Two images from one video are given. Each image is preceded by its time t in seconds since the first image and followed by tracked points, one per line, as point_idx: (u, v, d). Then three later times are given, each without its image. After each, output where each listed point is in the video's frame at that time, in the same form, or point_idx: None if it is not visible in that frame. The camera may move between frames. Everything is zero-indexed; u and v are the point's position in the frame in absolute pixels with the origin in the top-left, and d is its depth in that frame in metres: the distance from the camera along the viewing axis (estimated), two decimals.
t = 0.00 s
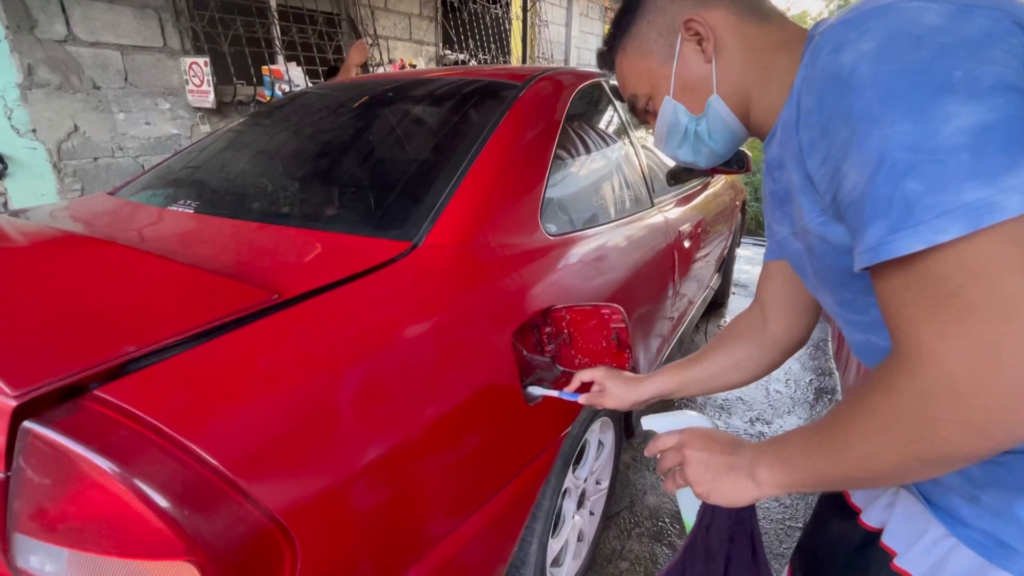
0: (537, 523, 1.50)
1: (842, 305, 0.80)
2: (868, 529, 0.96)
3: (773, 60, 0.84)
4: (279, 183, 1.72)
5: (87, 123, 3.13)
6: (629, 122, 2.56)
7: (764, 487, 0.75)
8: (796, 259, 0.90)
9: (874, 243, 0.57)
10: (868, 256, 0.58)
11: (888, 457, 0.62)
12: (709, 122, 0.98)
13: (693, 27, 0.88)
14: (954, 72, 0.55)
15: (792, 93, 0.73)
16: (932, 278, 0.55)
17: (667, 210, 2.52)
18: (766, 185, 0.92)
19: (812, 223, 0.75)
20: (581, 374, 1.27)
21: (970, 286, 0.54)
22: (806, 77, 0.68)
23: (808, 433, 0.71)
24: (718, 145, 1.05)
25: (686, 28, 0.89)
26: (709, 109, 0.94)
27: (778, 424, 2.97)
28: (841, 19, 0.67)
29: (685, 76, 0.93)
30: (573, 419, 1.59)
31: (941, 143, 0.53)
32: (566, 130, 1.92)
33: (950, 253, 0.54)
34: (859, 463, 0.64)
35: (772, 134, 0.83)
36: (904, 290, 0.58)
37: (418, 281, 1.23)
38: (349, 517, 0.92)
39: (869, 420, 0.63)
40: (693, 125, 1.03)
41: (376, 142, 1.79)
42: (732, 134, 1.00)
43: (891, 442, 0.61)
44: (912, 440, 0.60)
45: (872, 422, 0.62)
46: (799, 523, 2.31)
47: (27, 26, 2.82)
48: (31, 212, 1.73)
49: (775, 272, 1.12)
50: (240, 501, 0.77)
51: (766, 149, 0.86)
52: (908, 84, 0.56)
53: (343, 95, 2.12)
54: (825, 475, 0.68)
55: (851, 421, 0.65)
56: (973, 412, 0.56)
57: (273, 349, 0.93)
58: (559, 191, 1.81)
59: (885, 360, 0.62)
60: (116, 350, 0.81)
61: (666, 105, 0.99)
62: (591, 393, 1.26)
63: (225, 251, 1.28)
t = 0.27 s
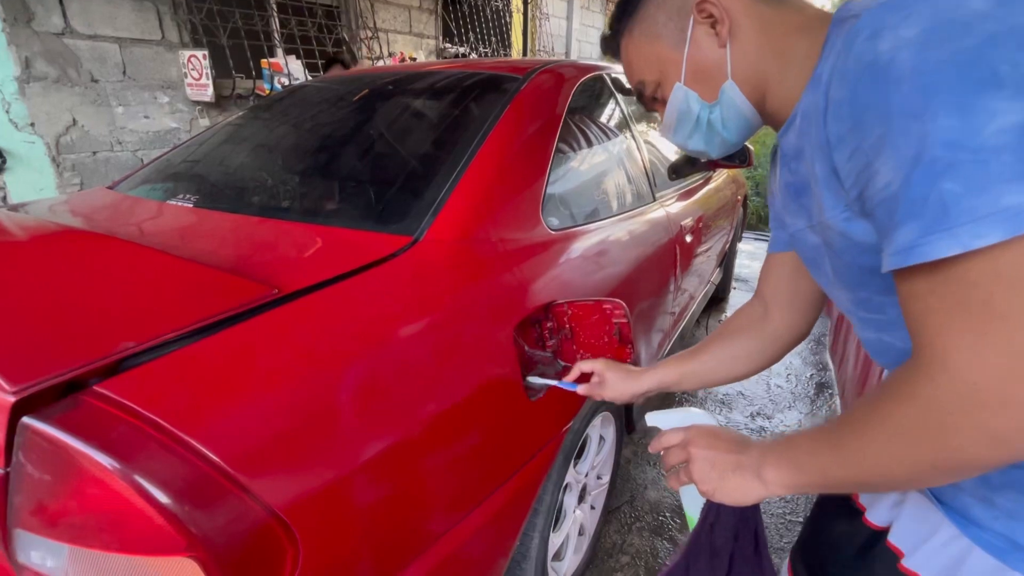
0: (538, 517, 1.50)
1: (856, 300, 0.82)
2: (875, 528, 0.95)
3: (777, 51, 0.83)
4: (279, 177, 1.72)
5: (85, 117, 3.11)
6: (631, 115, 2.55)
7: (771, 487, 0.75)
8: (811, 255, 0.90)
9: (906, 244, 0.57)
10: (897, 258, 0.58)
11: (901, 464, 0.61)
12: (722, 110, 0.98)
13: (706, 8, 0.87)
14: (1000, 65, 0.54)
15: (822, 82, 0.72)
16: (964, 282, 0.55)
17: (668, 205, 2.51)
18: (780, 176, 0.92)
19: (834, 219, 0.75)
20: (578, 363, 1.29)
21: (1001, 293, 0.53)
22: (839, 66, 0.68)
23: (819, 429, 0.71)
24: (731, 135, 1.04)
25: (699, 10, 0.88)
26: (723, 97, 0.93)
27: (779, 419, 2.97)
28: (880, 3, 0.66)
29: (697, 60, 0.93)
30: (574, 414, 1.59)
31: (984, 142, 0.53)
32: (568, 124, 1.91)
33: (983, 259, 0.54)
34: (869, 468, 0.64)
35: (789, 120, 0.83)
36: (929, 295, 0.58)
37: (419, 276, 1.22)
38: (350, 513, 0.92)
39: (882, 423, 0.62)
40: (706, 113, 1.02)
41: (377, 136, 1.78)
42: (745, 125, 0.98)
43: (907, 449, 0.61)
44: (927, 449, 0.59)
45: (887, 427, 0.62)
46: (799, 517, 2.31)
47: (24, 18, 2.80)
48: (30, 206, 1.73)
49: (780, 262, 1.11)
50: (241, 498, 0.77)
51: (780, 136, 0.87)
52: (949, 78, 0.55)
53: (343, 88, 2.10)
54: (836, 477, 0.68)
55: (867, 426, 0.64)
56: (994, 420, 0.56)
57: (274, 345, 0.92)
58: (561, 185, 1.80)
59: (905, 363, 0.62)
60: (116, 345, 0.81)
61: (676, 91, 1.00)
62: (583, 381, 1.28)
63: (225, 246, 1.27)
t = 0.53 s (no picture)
0: (544, 513, 1.49)
1: (881, 299, 0.81)
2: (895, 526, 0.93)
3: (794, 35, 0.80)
4: (280, 169, 1.69)
5: (84, 110, 3.09)
6: (636, 108, 2.52)
7: (797, 493, 0.74)
8: (834, 250, 0.89)
9: (947, 240, 0.56)
10: (936, 256, 0.57)
11: (945, 470, 0.61)
12: (743, 98, 0.95)
13: None
14: None
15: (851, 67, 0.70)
16: (1010, 280, 0.54)
17: (673, 198, 2.50)
18: (801, 170, 0.90)
19: (861, 213, 0.73)
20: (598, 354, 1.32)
21: None
22: (872, 51, 0.65)
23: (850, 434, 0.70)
24: (750, 123, 1.01)
25: None
26: (744, 83, 0.91)
27: (783, 414, 2.96)
28: None
29: (715, 43, 0.91)
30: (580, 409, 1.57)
31: None
32: (572, 117, 1.89)
33: None
34: (910, 473, 0.63)
35: (815, 106, 0.80)
36: (970, 295, 0.56)
37: (424, 268, 1.20)
38: (355, 508, 0.90)
39: (920, 425, 0.61)
40: (725, 100, 0.99)
41: (379, 128, 1.76)
42: (766, 112, 0.96)
43: (950, 453, 0.60)
44: (973, 454, 0.59)
45: (926, 431, 0.61)
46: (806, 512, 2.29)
47: (21, 10, 2.77)
48: (27, 198, 1.70)
49: (805, 260, 1.11)
50: (244, 493, 0.75)
51: (803, 126, 0.85)
52: (998, 65, 0.53)
53: (344, 79, 2.08)
54: (869, 482, 0.67)
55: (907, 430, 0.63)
56: None
57: (276, 337, 0.90)
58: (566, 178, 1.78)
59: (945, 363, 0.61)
60: (115, 337, 0.79)
61: (693, 77, 0.97)
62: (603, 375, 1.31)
63: (227, 238, 1.25)
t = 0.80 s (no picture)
0: (545, 510, 1.47)
1: (890, 291, 0.80)
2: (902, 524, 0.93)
3: (802, 23, 0.79)
4: (278, 163, 1.68)
5: (81, 104, 3.06)
6: (638, 102, 2.51)
7: (806, 490, 0.73)
8: (843, 242, 0.87)
9: (963, 228, 0.54)
10: (952, 245, 0.56)
11: (956, 467, 0.59)
12: (749, 84, 0.93)
13: None
14: None
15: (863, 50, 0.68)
16: None
17: (674, 193, 2.49)
18: (809, 159, 0.88)
19: (873, 202, 0.71)
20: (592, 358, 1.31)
21: None
22: (885, 32, 0.64)
23: (857, 431, 0.69)
24: (758, 110, 0.99)
25: None
26: (750, 68, 0.88)
27: (784, 410, 2.95)
28: None
29: (722, 27, 0.89)
30: (582, 405, 1.56)
31: None
32: (574, 111, 1.87)
33: None
34: (919, 469, 0.62)
35: (823, 94, 0.78)
36: (987, 285, 0.55)
37: (425, 262, 1.19)
38: (354, 505, 0.89)
39: (930, 418, 0.60)
40: (731, 86, 0.97)
41: (378, 121, 1.74)
42: (774, 99, 0.93)
43: (962, 450, 0.58)
44: (983, 452, 0.57)
45: (936, 426, 0.59)
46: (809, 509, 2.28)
47: (17, 3, 2.75)
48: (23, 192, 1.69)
49: (807, 250, 1.08)
50: (240, 490, 0.73)
51: (812, 114, 0.83)
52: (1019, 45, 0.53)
53: (342, 73, 2.06)
54: (878, 479, 0.66)
55: (918, 425, 0.61)
56: None
57: (274, 331, 0.89)
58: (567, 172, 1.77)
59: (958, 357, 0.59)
60: (108, 332, 0.77)
61: (698, 63, 0.95)
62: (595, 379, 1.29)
63: (225, 232, 1.23)
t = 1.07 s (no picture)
0: (550, 508, 1.46)
1: (907, 288, 0.79)
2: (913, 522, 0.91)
3: (814, 14, 0.77)
4: (279, 158, 1.66)
5: (81, 100, 3.05)
6: (641, 97, 2.49)
7: (815, 487, 0.71)
8: (858, 238, 0.86)
9: (996, 224, 0.54)
10: (984, 241, 0.55)
11: (976, 470, 0.58)
12: (758, 77, 0.90)
13: None
14: None
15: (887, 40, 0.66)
16: None
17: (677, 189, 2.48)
18: (823, 152, 0.86)
19: (895, 197, 0.69)
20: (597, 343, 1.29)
21: None
22: (912, 21, 0.62)
23: (871, 431, 0.68)
24: (767, 103, 0.96)
25: None
26: (760, 60, 0.85)
27: (787, 408, 2.94)
28: None
29: (731, 18, 0.87)
30: (586, 403, 1.55)
31: None
32: (577, 106, 1.86)
33: None
34: (935, 471, 0.61)
35: (840, 86, 0.77)
36: (1016, 283, 0.54)
37: (429, 258, 1.17)
38: (358, 504, 0.88)
39: (951, 417, 0.59)
40: (739, 79, 0.94)
41: (379, 117, 1.73)
42: (784, 92, 0.90)
43: (984, 452, 0.57)
44: (1005, 453, 0.56)
45: (955, 426, 0.58)
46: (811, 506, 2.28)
47: None
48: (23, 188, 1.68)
49: (817, 249, 1.08)
50: (243, 489, 0.72)
51: (826, 108, 0.81)
52: None
53: (343, 68, 2.04)
54: (892, 480, 0.65)
55: (935, 424, 0.60)
56: None
57: (277, 328, 0.88)
58: (570, 168, 1.75)
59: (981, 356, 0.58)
60: (109, 329, 0.76)
61: (705, 57, 0.92)
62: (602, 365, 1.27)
63: (226, 228, 1.22)
